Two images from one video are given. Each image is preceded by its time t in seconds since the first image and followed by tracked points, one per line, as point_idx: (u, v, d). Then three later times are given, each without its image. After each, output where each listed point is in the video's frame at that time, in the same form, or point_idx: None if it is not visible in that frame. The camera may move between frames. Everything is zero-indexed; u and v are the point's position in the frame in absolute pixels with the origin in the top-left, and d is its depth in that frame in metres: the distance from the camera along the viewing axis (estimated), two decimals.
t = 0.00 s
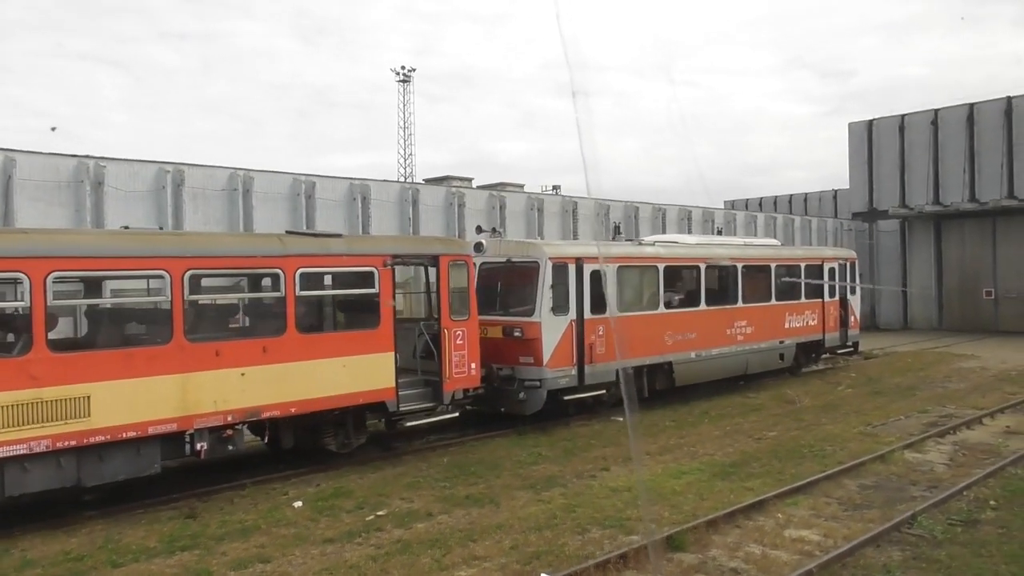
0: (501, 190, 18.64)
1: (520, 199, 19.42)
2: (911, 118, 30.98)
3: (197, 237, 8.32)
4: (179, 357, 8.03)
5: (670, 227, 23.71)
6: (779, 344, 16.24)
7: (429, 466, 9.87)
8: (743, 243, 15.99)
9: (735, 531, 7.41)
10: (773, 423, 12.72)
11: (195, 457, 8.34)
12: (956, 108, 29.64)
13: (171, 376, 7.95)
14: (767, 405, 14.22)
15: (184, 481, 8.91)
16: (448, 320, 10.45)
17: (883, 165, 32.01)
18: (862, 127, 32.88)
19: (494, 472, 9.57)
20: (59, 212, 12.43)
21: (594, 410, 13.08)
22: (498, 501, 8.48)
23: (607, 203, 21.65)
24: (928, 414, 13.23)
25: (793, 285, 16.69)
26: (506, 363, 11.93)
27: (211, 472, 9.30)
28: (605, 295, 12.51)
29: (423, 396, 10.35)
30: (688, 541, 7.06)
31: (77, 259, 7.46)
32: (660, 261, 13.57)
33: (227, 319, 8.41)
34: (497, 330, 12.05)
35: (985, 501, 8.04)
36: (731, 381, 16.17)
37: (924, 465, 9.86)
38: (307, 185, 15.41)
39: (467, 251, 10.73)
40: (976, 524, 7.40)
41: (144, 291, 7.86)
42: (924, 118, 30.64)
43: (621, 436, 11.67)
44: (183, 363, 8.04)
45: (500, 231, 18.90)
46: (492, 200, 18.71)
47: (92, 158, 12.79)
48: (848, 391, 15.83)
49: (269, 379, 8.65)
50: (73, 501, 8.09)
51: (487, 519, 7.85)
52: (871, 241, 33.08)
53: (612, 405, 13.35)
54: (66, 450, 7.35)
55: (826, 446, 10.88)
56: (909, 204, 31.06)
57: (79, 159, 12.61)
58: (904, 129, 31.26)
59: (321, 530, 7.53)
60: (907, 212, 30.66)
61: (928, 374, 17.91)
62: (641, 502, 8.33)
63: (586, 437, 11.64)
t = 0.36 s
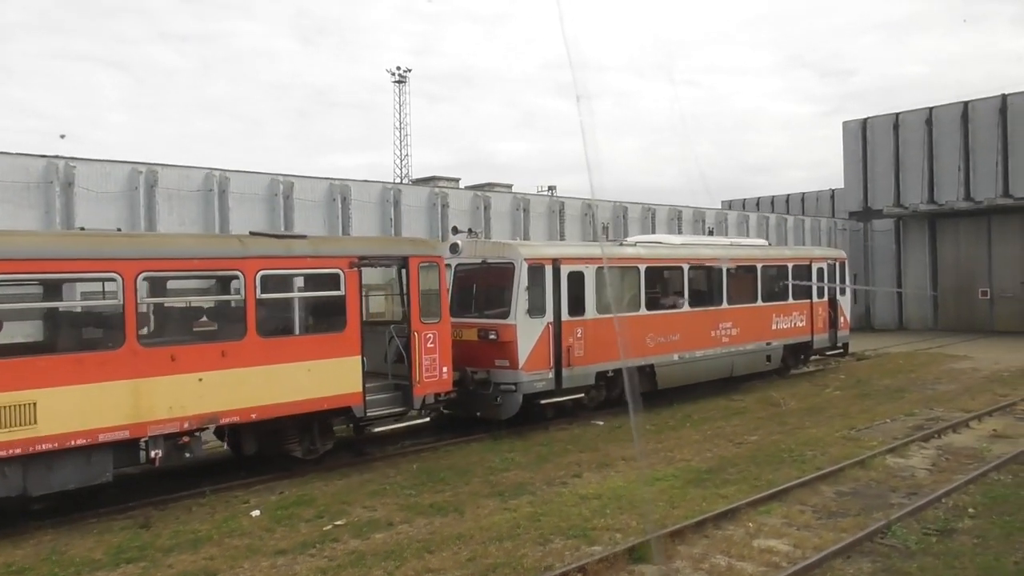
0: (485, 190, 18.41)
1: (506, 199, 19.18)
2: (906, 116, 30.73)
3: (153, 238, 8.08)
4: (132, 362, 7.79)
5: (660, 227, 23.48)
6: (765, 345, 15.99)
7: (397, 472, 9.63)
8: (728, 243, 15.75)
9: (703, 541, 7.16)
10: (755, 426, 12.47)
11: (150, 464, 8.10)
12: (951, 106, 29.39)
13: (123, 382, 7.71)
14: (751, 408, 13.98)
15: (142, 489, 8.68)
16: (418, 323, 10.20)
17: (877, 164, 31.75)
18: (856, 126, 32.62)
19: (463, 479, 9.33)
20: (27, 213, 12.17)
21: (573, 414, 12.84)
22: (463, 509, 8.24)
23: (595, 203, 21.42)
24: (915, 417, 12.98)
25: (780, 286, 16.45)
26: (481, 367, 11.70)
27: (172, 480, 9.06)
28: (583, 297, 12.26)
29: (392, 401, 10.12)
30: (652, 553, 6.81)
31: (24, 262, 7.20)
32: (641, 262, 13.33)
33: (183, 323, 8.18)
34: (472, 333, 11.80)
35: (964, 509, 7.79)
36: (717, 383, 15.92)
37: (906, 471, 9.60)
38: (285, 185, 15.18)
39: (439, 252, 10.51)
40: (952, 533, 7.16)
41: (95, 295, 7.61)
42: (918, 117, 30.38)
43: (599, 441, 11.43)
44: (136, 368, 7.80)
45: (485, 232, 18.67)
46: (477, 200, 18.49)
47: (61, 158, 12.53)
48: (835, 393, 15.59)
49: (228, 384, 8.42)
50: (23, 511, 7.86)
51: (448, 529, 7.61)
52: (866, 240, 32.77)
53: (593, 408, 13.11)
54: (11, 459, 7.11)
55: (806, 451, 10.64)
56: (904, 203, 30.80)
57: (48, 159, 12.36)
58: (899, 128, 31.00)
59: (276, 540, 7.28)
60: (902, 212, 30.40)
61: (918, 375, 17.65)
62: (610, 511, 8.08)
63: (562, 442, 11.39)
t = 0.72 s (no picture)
0: (465, 189, 18.18)
1: (487, 198, 18.95)
2: (895, 114, 30.53)
3: (99, 238, 7.85)
4: (77, 365, 7.56)
5: (646, 226, 23.27)
6: (746, 345, 15.78)
7: (358, 477, 9.40)
8: (709, 242, 15.52)
9: (662, 550, 6.94)
10: (732, 429, 12.26)
11: (97, 471, 7.87)
12: (940, 104, 29.19)
13: (66, 386, 7.47)
14: (730, 410, 13.77)
15: (92, 496, 8.44)
16: (382, 324, 9.97)
17: (867, 162, 31.54)
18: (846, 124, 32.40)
19: (425, 484, 9.11)
20: None
21: (547, 417, 12.62)
22: (420, 516, 8.01)
23: (579, 202, 21.21)
24: (894, 418, 12.78)
25: (761, 285, 16.24)
26: (450, 368, 11.47)
27: (125, 486, 8.82)
28: (556, 297, 12.03)
29: (356, 404, 9.89)
30: (608, 562, 6.58)
31: None
32: (617, 261, 13.10)
33: (131, 325, 7.96)
34: (441, 334, 11.57)
35: (934, 516, 7.58)
36: (697, 384, 15.71)
37: (879, 475, 9.39)
38: (258, 184, 14.94)
39: (404, 251, 10.29)
40: (918, 541, 6.95)
41: (38, 296, 7.38)
42: (908, 115, 30.18)
43: (571, 443, 11.22)
44: (81, 372, 7.56)
45: (465, 231, 18.45)
46: (457, 199, 18.26)
47: (24, 156, 12.27)
48: (816, 394, 15.39)
49: (179, 387, 8.19)
50: None
51: (402, 538, 7.38)
52: (855, 240, 32.23)
53: (568, 410, 12.89)
54: None
55: (780, 454, 10.42)
56: (893, 202, 30.60)
57: (10, 157, 12.09)
58: (888, 126, 30.81)
59: (221, 550, 7.05)
60: (891, 210, 30.22)
61: (902, 376, 17.46)
62: (571, 517, 7.86)
63: (533, 445, 11.17)
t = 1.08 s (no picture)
0: (446, 188, 17.97)
1: (469, 197, 18.73)
2: (886, 114, 30.33)
3: (45, 236, 7.61)
4: (21, 368, 7.30)
5: (632, 226, 23.06)
6: (728, 347, 15.57)
7: (320, 483, 9.16)
8: (690, 242, 15.31)
9: (620, 560, 6.71)
10: (709, 432, 12.03)
11: (42, 477, 7.62)
12: (931, 103, 29.00)
13: (8, 389, 7.21)
14: (709, 413, 13.55)
15: (41, 503, 8.20)
16: (346, 326, 9.73)
17: (858, 162, 31.35)
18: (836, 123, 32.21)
19: (387, 490, 8.87)
20: None
21: (521, 420, 12.39)
22: (377, 524, 7.78)
23: (563, 201, 20.99)
24: (875, 421, 12.56)
25: (744, 286, 16.03)
26: (420, 371, 11.24)
27: (77, 493, 8.58)
28: (529, 298, 11.81)
29: (319, 407, 9.66)
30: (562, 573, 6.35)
31: None
32: (593, 262, 12.88)
33: (80, 327, 7.72)
34: (411, 336, 11.34)
35: (903, 524, 7.36)
36: (679, 386, 15.49)
37: (853, 480, 9.17)
38: (232, 182, 14.70)
39: (370, 250, 10.06)
40: (884, 551, 6.72)
41: None
42: (899, 114, 29.99)
43: (543, 447, 10.99)
44: (25, 375, 7.31)
45: (447, 231, 18.22)
46: (437, 198, 18.04)
47: None
48: (799, 396, 15.17)
49: (130, 391, 7.94)
50: None
51: (354, 547, 7.14)
52: (846, 239, 32.01)
53: (543, 413, 12.66)
54: None
55: (754, 459, 10.20)
56: (884, 201, 30.41)
57: None
58: (879, 125, 30.62)
59: (165, 560, 6.81)
60: (882, 210, 30.02)
61: (887, 377, 17.25)
62: (531, 525, 7.63)
63: (504, 449, 10.94)
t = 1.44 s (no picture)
0: (429, 188, 17.74)
1: (453, 197, 18.50)
2: (880, 113, 30.09)
3: None
4: None
5: (621, 226, 22.84)
6: (713, 348, 15.34)
7: (282, 489, 8.94)
8: (674, 242, 15.07)
9: (579, 571, 6.48)
10: (688, 435, 11.80)
11: None
12: (925, 102, 28.78)
13: None
14: (691, 415, 13.32)
15: None
16: (311, 327, 9.48)
17: (852, 161, 31.10)
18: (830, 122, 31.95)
19: (350, 496, 8.65)
20: None
21: (497, 423, 12.16)
22: (334, 532, 7.55)
23: (550, 201, 20.77)
24: (858, 425, 12.31)
25: (729, 287, 15.79)
26: (392, 373, 11.01)
27: (30, 500, 8.34)
28: (505, 299, 11.59)
29: (284, 411, 9.43)
30: None
31: None
32: (572, 262, 12.65)
33: (28, 329, 7.48)
34: (383, 338, 11.11)
35: (875, 534, 7.13)
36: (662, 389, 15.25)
37: (829, 486, 8.93)
38: (208, 181, 14.47)
39: (338, 250, 9.83)
40: (853, 562, 6.49)
41: None
42: (893, 113, 29.75)
43: (517, 451, 10.77)
44: None
45: (430, 231, 17.99)
46: (420, 198, 17.82)
47: None
48: (784, 399, 14.94)
49: (81, 395, 7.70)
50: None
51: (306, 557, 6.91)
52: (840, 238, 31.74)
53: (520, 416, 12.43)
54: None
55: (730, 464, 9.97)
56: (878, 201, 30.17)
57: None
58: (873, 124, 30.37)
59: (107, 571, 6.58)
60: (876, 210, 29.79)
61: (875, 379, 17.02)
62: (492, 534, 7.40)
63: (476, 453, 10.71)
